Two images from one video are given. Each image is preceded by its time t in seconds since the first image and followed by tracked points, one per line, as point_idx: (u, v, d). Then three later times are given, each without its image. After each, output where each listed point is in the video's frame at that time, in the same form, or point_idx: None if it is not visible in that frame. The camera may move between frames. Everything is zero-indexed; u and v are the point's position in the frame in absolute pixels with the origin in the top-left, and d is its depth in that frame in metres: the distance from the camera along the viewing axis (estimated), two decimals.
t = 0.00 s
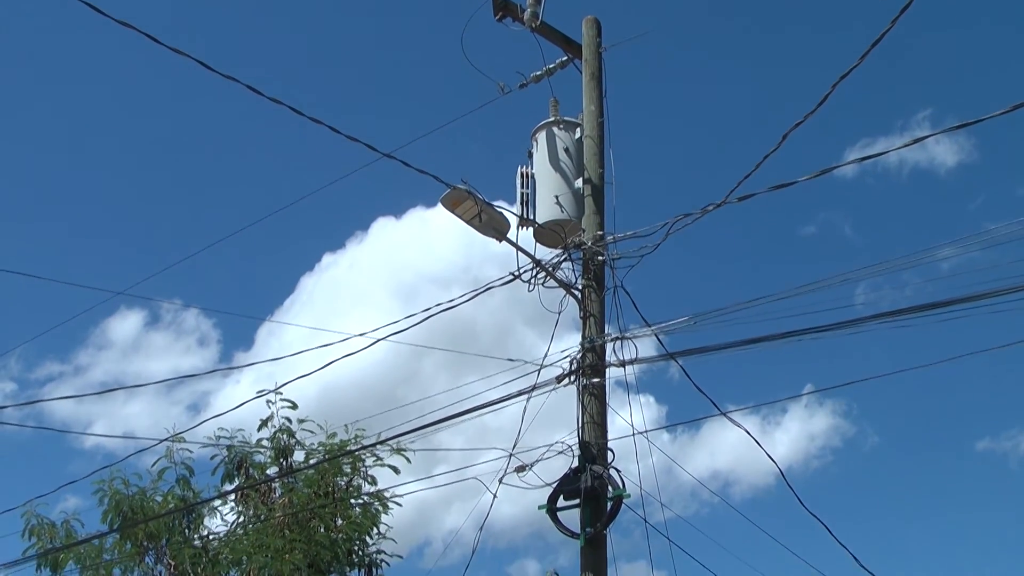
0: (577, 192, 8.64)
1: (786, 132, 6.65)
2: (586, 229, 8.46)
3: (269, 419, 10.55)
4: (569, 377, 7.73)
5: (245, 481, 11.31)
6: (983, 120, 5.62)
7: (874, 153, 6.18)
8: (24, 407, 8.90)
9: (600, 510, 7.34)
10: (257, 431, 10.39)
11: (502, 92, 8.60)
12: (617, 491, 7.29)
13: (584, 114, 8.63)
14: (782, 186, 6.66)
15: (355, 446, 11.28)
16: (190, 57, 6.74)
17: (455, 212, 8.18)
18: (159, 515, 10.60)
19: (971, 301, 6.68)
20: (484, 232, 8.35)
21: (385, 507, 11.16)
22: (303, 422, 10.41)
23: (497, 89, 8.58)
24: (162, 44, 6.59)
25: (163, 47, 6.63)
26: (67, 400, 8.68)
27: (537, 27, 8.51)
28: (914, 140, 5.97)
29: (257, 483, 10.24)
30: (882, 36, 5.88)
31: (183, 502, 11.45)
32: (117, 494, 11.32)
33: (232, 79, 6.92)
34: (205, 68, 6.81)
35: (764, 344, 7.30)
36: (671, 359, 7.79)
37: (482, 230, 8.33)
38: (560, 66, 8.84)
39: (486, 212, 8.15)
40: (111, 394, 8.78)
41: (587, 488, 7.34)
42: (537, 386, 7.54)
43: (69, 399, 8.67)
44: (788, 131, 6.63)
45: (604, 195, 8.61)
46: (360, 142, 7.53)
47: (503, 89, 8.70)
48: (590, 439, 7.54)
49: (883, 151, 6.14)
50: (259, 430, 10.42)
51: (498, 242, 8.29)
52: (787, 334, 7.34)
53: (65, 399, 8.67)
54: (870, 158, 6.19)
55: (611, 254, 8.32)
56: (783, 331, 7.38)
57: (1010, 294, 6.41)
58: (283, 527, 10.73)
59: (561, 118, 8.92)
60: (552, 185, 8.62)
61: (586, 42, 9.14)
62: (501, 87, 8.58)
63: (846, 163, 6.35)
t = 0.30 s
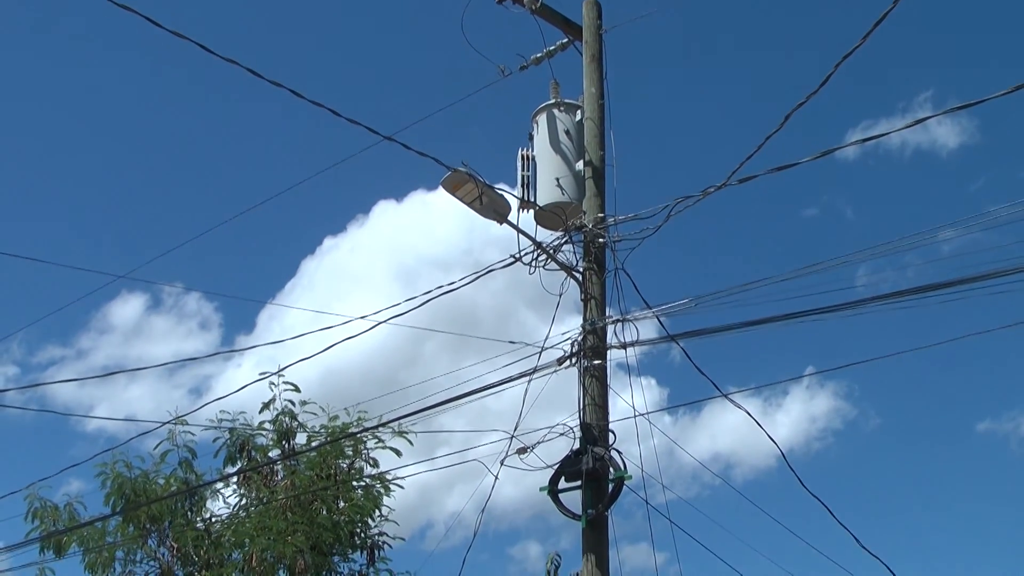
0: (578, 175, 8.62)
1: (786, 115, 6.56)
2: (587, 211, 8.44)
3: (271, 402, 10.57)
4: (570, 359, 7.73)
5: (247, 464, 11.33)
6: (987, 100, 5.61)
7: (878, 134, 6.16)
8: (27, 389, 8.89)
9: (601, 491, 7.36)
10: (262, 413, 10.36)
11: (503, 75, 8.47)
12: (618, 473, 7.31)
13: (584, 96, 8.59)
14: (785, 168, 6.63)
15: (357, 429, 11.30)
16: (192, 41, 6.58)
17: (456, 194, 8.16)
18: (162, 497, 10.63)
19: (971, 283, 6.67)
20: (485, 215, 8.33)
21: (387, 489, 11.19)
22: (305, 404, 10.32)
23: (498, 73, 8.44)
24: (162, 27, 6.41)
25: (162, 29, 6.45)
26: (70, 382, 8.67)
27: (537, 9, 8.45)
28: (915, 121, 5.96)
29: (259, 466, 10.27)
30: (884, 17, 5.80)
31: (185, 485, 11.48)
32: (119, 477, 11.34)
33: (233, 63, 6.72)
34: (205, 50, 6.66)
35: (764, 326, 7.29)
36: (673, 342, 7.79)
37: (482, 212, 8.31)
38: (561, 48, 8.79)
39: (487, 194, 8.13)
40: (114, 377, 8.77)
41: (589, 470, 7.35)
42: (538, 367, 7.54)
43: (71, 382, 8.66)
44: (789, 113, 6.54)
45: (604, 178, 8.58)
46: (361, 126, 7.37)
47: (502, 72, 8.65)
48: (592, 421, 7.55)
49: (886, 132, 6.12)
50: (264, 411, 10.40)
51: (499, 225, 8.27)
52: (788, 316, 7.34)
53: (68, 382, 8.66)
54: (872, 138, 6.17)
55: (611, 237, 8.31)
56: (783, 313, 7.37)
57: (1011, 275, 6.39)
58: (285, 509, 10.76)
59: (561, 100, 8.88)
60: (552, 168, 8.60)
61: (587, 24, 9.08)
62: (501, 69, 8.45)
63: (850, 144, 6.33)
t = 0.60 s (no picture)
0: (579, 158, 8.56)
1: (788, 98, 6.49)
2: (588, 194, 8.39)
3: (273, 385, 10.55)
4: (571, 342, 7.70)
5: (248, 447, 11.32)
6: (989, 84, 5.58)
7: (880, 117, 6.12)
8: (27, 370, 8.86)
9: (601, 475, 7.34)
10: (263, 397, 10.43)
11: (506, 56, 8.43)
12: (618, 457, 7.29)
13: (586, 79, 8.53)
14: (785, 152, 6.60)
15: (358, 412, 11.29)
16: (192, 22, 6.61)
17: (458, 177, 8.11)
18: (163, 480, 10.63)
19: (973, 266, 6.63)
20: (486, 197, 8.29)
21: (388, 472, 11.18)
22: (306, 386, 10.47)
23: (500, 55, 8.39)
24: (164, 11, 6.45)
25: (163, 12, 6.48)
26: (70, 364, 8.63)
27: None
28: (917, 105, 5.92)
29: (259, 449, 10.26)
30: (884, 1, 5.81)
31: (187, 467, 11.48)
32: (120, 460, 11.34)
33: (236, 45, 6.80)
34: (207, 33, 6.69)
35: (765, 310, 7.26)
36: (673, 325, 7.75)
37: (483, 195, 8.26)
38: (563, 31, 8.72)
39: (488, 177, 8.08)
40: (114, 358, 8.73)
41: (589, 453, 7.33)
42: (539, 350, 7.51)
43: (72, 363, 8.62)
44: (791, 95, 6.48)
45: (606, 161, 8.53)
46: (360, 108, 7.39)
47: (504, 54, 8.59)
48: (592, 404, 7.53)
49: (888, 116, 6.09)
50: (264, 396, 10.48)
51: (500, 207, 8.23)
52: (789, 300, 7.30)
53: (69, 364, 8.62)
54: (875, 122, 6.14)
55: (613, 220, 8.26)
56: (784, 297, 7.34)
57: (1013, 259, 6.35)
58: (286, 492, 10.76)
59: (563, 83, 8.82)
60: (554, 150, 8.54)
61: (588, 7, 9.01)
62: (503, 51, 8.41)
63: (851, 128, 6.30)
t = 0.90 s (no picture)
0: (580, 139, 8.53)
1: (792, 78, 6.57)
2: (588, 175, 8.36)
3: (274, 365, 10.56)
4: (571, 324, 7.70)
5: (249, 428, 11.34)
6: (991, 65, 5.63)
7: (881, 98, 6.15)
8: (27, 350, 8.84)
9: (601, 456, 7.35)
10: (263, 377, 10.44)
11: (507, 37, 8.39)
12: (618, 438, 7.29)
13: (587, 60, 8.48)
14: (788, 132, 6.68)
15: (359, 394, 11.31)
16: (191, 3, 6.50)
17: (458, 159, 8.08)
18: (164, 461, 10.64)
19: (973, 248, 6.62)
20: (486, 179, 8.26)
21: (388, 454, 11.20)
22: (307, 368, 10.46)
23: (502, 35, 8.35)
24: None
25: None
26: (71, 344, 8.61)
27: None
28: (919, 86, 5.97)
29: (260, 430, 10.27)
30: None
31: (188, 449, 11.50)
32: (121, 441, 11.36)
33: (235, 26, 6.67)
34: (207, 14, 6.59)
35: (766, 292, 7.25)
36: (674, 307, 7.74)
37: (484, 177, 8.23)
38: (563, 12, 8.67)
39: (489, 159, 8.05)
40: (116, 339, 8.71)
41: (589, 434, 7.34)
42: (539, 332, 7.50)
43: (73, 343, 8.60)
44: (794, 76, 6.55)
45: (607, 143, 8.50)
46: (356, 87, 7.26)
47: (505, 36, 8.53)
48: (593, 386, 7.53)
49: (890, 97, 6.12)
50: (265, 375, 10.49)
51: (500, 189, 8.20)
52: (789, 282, 7.29)
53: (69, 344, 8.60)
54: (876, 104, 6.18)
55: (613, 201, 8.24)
56: (785, 278, 7.32)
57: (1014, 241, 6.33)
58: (287, 473, 10.78)
59: (563, 64, 8.78)
60: (554, 132, 8.51)
61: None
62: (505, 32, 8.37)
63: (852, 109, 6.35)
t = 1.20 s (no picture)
0: (580, 119, 8.50)
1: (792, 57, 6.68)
2: (588, 154, 8.33)
3: (273, 344, 10.56)
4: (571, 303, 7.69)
5: (249, 407, 11.35)
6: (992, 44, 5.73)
7: (881, 78, 6.26)
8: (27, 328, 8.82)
9: (601, 435, 7.35)
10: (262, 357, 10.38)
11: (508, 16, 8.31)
12: (618, 417, 7.30)
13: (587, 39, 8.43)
14: (787, 112, 6.78)
15: (359, 373, 11.32)
16: None
17: (458, 138, 8.05)
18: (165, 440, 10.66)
19: (974, 227, 6.60)
20: (486, 158, 8.22)
21: (389, 433, 11.22)
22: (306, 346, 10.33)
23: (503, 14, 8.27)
24: None
25: None
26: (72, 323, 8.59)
27: None
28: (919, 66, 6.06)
29: (260, 409, 10.28)
30: None
31: (188, 428, 11.52)
32: (122, 420, 11.37)
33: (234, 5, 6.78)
34: None
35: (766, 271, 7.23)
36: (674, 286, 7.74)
37: (483, 156, 8.20)
38: None
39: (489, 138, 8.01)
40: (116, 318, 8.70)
41: (589, 414, 7.34)
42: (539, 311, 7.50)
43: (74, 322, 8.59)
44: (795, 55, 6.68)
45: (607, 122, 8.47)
46: (355, 65, 7.39)
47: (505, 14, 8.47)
48: (592, 365, 7.52)
49: (890, 77, 6.22)
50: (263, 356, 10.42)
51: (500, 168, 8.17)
52: (789, 261, 7.29)
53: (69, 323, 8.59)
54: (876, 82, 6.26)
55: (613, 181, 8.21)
56: (785, 257, 7.31)
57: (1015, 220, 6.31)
58: (288, 452, 10.79)
59: (563, 43, 8.73)
60: (554, 111, 8.47)
61: None
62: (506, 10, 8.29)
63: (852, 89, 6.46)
